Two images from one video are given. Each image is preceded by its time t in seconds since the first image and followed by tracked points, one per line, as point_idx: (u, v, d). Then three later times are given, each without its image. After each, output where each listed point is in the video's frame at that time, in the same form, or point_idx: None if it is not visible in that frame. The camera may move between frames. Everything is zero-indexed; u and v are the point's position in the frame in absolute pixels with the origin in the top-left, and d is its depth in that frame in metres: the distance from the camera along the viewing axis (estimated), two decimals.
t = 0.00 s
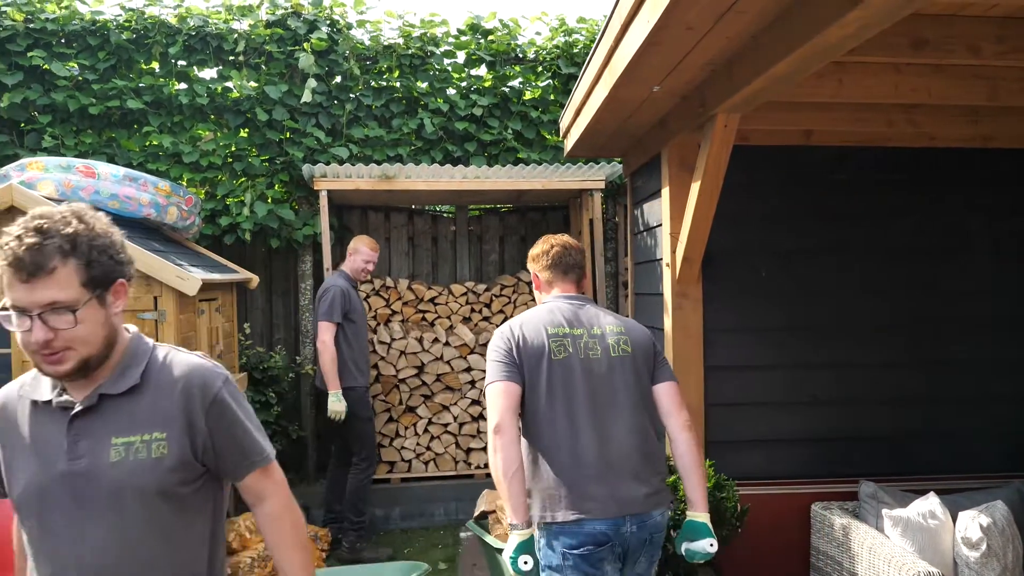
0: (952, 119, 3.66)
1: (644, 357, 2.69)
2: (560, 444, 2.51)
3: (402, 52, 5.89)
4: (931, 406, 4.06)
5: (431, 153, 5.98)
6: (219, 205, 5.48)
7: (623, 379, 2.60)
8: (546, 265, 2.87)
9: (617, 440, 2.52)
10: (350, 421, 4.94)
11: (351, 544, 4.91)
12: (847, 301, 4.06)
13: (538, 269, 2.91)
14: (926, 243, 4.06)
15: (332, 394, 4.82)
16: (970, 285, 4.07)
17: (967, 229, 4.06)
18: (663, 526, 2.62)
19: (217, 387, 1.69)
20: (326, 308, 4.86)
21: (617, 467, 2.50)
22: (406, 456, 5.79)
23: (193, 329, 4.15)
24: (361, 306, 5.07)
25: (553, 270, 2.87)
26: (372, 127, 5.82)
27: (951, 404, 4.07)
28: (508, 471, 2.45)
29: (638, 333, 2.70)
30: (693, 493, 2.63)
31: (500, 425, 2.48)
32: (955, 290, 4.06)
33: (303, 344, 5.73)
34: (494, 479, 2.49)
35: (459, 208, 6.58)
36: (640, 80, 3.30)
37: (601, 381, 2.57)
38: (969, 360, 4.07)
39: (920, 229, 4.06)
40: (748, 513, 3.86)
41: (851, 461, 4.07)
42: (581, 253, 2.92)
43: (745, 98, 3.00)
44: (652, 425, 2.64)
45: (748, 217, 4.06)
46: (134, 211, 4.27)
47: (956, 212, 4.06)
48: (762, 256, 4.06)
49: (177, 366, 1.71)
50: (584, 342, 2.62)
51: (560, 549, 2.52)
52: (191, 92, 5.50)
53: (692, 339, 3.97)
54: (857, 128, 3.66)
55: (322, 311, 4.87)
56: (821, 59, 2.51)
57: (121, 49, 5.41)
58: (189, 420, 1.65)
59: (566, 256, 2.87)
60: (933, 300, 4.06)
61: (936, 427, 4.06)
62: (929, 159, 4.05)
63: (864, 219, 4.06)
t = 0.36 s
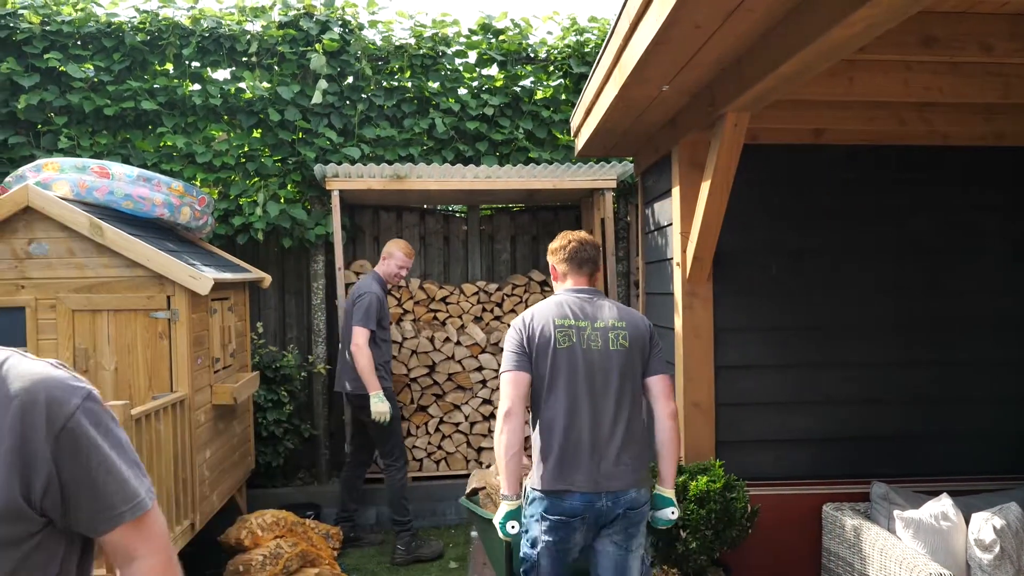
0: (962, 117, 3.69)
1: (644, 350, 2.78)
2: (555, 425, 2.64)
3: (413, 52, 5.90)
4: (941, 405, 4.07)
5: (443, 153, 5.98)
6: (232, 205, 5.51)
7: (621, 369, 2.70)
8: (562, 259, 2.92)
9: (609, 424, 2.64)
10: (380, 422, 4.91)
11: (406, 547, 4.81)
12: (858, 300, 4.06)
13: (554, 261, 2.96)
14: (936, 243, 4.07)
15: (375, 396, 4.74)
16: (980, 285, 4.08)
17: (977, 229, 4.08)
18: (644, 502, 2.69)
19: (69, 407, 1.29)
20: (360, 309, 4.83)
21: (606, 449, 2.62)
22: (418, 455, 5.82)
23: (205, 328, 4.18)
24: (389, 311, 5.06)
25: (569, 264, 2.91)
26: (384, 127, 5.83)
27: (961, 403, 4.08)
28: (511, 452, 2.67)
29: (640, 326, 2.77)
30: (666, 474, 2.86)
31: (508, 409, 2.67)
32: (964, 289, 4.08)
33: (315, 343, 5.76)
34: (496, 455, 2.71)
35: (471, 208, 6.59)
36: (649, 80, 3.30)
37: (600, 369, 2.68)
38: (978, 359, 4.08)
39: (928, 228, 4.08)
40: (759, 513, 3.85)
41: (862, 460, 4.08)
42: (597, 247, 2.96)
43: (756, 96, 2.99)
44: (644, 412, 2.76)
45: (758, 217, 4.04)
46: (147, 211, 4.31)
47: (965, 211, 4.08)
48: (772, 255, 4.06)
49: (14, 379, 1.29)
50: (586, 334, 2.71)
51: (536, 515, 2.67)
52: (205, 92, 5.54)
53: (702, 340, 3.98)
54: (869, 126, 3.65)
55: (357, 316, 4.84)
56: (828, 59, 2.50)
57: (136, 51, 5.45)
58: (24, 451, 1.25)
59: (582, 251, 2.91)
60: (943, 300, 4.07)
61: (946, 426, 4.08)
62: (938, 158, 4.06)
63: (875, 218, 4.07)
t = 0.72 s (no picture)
0: (983, 113, 3.61)
1: (602, 357, 2.94)
2: (514, 424, 2.85)
3: (425, 50, 5.86)
4: (961, 406, 4.00)
5: (455, 150, 5.94)
6: (244, 203, 5.51)
7: (579, 372, 2.87)
8: (528, 274, 3.10)
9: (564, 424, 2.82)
10: (400, 424, 4.88)
11: (418, 552, 4.75)
12: (875, 299, 3.99)
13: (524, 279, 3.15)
14: (955, 241, 4.00)
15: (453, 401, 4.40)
16: (1000, 283, 4.00)
17: (997, 226, 4.00)
18: (595, 495, 2.84)
19: None
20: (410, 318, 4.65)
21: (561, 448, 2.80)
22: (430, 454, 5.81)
23: (215, 326, 4.17)
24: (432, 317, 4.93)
25: (536, 279, 3.08)
26: (395, 125, 5.80)
27: (981, 404, 4.00)
28: (475, 453, 2.92)
29: (598, 334, 2.93)
30: (618, 473, 3.03)
31: (474, 414, 2.90)
32: (984, 287, 4.00)
33: (327, 342, 5.74)
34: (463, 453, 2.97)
35: (483, 206, 6.55)
36: (662, 74, 3.24)
37: (558, 373, 2.85)
38: (1000, 359, 4.00)
39: (948, 225, 4.01)
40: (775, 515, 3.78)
41: (879, 462, 4.01)
42: (563, 262, 3.10)
43: (770, 89, 2.92)
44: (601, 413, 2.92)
45: (774, 214, 3.97)
46: (158, 209, 4.30)
47: (986, 207, 4.01)
48: (788, 253, 3.99)
49: None
50: (547, 340, 2.88)
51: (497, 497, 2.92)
52: (217, 91, 5.53)
53: (717, 339, 3.92)
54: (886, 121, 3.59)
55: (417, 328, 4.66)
56: (846, 51, 2.44)
57: (148, 50, 5.46)
58: None
59: (545, 266, 3.07)
60: (962, 298, 3.99)
61: (966, 427, 4.00)
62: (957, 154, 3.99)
63: (892, 215, 3.99)
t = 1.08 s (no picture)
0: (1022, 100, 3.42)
1: (581, 348, 3.11)
2: (508, 407, 2.95)
3: (438, 41, 5.73)
4: (997, 408, 3.81)
5: (468, 144, 5.80)
6: (253, 199, 5.40)
7: (564, 357, 3.03)
8: (516, 291, 3.34)
9: (556, 404, 2.93)
10: (421, 424, 4.74)
11: (430, 556, 4.62)
12: (907, 296, 3.80)
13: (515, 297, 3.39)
14: (990, 235, 3.81)
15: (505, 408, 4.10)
16: None
17: None
18: (589, 480, 2.93)
19: None
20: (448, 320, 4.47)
21: (553, 426, 2.91)
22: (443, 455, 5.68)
23: (221, 324, 4.06)
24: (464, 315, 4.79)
25: (526, 295, 3.31)
26: (407, 119, 5.68)
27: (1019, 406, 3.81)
28: (467, 458, 3.30)
29: (576, 331, 3.13)
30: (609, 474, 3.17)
31: (466, 429, 3.23)
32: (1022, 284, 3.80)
33: (337, 340, 5.63)
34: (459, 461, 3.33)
35: (497, 202, 6.40)
36: (683, 60, 3.08)
37: (545, 357, 3.00)
38: None
39: (982, 219, 3.82)
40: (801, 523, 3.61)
41: (911, 467, 3.82)
42: (548, 278, 3.32)
43: (798, 74, 2.76)
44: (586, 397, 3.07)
45: (799, 207, 3.79)
46: (164, 203, 4.20)
47: None
48: (815, 248, 3.81)
49: None
50: (527, 333, 3.08)
51: (496, 490, 3.04)
52: (225, 84, 5.43)
53: (740, 339, 3.75)
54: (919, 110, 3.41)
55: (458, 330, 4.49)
56: (884, 30, 2.27)
57: (156, 43, 5.37)
58: None
59: (529, 283, 3.31)
60: (998, 296, 3.80)
61: (1002, 431, 3.81)
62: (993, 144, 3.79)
63: (924, 208, 3.80)
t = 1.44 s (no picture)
0: None
1: (609, 354, 2.92)
2: (541, 418, 2.70)
3: (449, 29, 5.47)
4: None
5: (481, 136, 5.54)
6: (257, 193, 5.18)
7: (594, 362, 2.81)
8: (537, 303, 3.15)
9: (591, 410, 2.69)
10: (440, 431, 4.48)
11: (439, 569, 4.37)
12: (955, 296, 3.50)
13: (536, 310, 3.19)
14: None
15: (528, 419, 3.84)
16: None
17: None
18: (635, 481, 2.69)
19: None
20: (465, 313, 4.34)
21: (592, 432, 2.66)
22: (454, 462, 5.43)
23: (220, 326, 3.84)
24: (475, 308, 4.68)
25: (548, 306, 3.13)
26: (417, 110, 5.43)
27: None
28: (490, 479, 3.11)
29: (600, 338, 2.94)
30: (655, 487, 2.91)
31: (494, 450, 3.07)
32: None
33: (345, 340, 5.39)
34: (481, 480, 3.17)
35: (511, 197, 6.14)
36: (715, 39, 2.80)
37: (574, 363, 2.78)
38: None
39: None
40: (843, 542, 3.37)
41: (957, 481, 3.53)
42: (569, 290, 3.14)
43: (846, 51, 2.47)
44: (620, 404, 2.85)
45: (838, 200, 3.50)
46: (160, 198, 3.98)
47: None
48: (854, 245, 3.52)
49: None
50: (550, 341, 2.87)
51: (532, 502, 2.75)
52: (228, 74, 5.21)
53: (773, 342, 3.46)
54: (971, 95, 3.12)
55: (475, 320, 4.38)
56: None
57: (156, 31, 5.16)
58: None
59: (550, 294, 3.12)
60: None
61: None
62: None
63: (974, 201, 3.50)
